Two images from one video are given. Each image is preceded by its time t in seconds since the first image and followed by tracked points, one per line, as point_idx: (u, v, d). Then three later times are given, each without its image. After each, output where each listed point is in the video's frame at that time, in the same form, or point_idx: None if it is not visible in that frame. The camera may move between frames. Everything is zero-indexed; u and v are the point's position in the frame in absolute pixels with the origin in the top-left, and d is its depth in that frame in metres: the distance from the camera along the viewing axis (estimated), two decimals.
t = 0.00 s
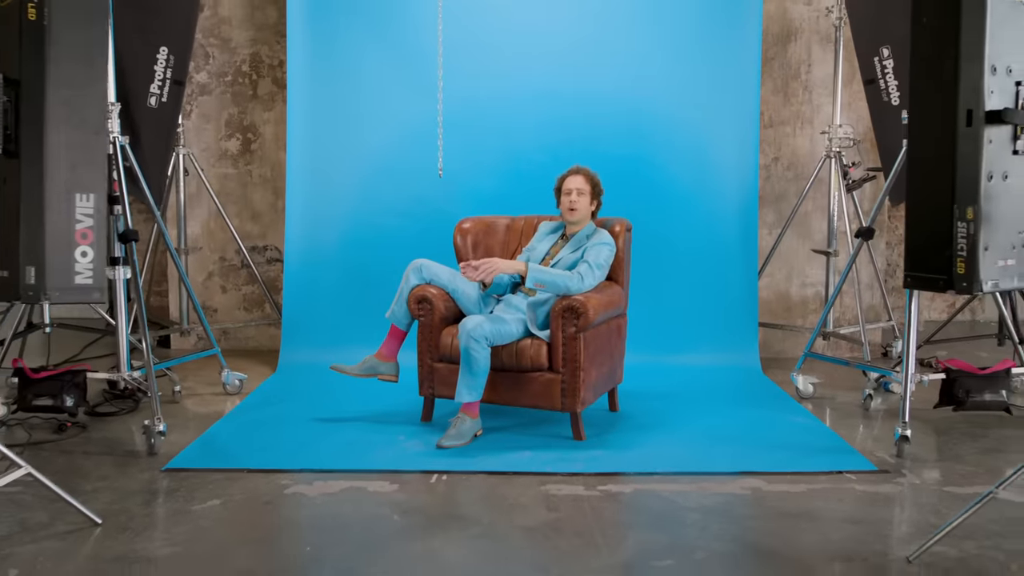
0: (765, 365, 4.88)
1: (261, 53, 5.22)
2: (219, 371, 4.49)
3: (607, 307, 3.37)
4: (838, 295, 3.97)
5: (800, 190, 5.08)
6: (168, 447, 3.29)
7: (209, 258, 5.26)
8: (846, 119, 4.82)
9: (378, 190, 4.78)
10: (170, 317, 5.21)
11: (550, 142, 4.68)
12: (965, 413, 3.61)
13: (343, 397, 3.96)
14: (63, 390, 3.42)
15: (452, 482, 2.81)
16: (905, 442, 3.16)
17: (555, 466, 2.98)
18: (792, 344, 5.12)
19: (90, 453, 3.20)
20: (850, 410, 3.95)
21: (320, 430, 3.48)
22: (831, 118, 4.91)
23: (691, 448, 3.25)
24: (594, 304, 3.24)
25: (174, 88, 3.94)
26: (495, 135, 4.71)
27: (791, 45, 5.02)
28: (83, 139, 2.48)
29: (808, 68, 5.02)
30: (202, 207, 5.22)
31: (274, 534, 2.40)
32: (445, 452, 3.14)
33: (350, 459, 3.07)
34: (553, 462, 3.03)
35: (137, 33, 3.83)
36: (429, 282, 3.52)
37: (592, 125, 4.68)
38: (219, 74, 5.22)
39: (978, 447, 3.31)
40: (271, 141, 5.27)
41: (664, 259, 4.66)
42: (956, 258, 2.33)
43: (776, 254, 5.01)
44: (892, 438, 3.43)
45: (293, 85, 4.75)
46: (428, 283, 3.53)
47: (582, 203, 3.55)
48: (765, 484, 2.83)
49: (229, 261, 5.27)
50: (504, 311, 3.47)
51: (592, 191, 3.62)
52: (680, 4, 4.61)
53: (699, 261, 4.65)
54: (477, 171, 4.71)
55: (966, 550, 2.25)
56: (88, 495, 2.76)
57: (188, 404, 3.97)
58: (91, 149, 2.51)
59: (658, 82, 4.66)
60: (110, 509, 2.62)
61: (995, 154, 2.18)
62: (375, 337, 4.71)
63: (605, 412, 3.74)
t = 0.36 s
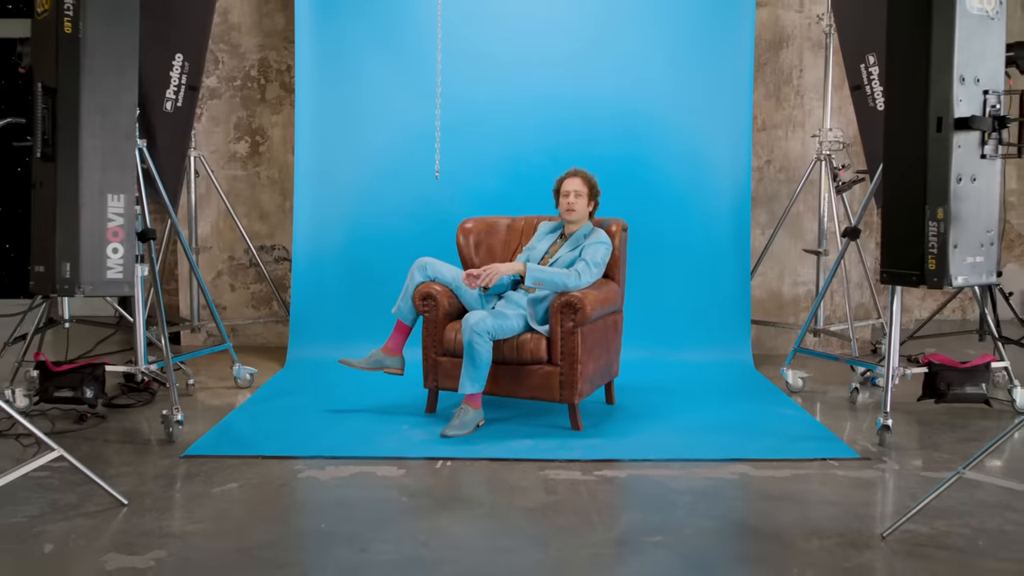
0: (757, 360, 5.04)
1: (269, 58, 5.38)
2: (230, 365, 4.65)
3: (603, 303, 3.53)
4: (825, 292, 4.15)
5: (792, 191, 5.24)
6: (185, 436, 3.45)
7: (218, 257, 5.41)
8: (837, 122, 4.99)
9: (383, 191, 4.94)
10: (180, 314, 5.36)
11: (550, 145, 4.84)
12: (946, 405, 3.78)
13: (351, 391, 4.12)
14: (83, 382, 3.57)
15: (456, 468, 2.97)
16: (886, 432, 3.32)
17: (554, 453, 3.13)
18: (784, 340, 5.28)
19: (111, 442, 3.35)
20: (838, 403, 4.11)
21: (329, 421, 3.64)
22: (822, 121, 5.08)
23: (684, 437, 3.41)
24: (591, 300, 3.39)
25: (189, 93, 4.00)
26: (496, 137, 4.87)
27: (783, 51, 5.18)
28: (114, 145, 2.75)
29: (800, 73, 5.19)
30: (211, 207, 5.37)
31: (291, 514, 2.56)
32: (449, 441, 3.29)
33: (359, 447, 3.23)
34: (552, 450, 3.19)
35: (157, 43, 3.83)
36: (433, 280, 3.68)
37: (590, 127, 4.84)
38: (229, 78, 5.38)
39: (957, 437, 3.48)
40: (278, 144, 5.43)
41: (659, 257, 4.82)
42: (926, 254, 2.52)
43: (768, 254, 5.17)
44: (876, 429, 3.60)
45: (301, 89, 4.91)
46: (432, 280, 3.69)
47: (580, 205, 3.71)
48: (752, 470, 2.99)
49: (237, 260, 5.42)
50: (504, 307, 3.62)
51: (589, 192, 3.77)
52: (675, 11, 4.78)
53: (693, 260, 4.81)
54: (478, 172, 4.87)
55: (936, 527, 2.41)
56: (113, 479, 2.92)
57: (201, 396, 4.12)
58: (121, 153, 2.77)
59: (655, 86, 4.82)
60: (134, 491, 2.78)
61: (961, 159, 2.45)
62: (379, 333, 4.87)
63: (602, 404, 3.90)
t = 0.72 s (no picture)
0: (750, 357, 5.20)
1: (277, 64, 5.55)
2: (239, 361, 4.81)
3: (600, 300, 3.69)
4: (814, 289, 4.33)
5: (784, 193, 5.40)
6: (200, 427, 3.61)
7: (227, 256, 5.57)
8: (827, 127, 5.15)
9: (388, 191, 5.10)
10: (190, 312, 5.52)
11: (549, 148, 5.00)
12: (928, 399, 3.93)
13: (357, 384, 4.28)
14: (102, 375, 3.73)
15: (459, 455, 3.14)
16: (868, 422, 3.49)
17: (553, 442, 3.30)
18: (776, 338, 5.44)
19: (130, 432, 3.52)
20: (826, 397, 4.27)
21: (337, 412, 3.80)
22: (813, 125, 5.24)
23: (677, 427, 3.58)
24: (588, 297, 3.56)
25: (202, 98, 4.10)
26: (497, 140, 5.03)
27: (775, 57, 5.35)
28: (141, 149, 2.89)
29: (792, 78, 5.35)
30: (220, 208, 5.53)
31: (305, 495, 2.73)
32: (452, 431, 3.46)
33: (367, 436, 3.39)
34: (551, 438, 3.35)
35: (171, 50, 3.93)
36: (437, 278, 3.84)
37: (587, 130, 5.00)
38: (238, 83, 5.54)
39: (937, 428, 3.64)
40: (286, 146, 5.59)
41: (656, 256, 4.98)
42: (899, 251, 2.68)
43: (761, 254, 5.33)
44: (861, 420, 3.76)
45: (309, 93, 5.07)
46: (436, 278, 3.85)
47: (577, 207, 3.88)
48: (740, 457, 3.16)
49: (245, 259, 5.59)
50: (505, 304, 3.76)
51: (586, 194, 3.93)
52: (670, 19, 4.94)
53: (688, 259, 4.97)
54: (480, 173, 5.04)
55: (910, 507, 2.58)
56: (135, 465, 3.08)
57: (213, 390, 4.29)
58: (148, 157, 2.91)
59: (650, 91, 4.98)
60: (156, 476, 2.95)
61: (933, 163, 2.61)
62: (384, 330, 5.04)
63: (599, 397, 4.07)
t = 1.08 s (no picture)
0: (744, 352, 5.37)
1: (285, 68, 5.72)
2: (249, 356, 4.98)
3: (597, 296, 3.86)
4: (803, 287, 4.50)
5: (776, 194, 5.57)
6: (215, 417, 3.78)
7: (236, 255, 5.74)
8: (818, 130, 5.32)
9: (392, 192, 5.27)
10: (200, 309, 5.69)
11: (548, 150, 5.17)
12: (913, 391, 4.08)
13: (364, 377, 4.45)
14: (120, 367, 3.90)
15: (463, 442, 3.31)
16: (853, 412, 3.66)
17: (552, 431, 3.46)
18: (769, 335, 5.61)
19: (149, 422, 3.69)
20: (815, 391, 4.43)
21: (345, 404, 3.97)
22: (804, 129, 5.41)
23: (671, 417, 3.75)
24: (586, 293, 3.72)
25: (217, 103, 4.23)
26: (497, 142, 5.20)
27: (768, 62, 5.51)
28: (167, 151, 2.89)
29: (784, 83, 5.53)
30: (230, 209, 5.69)
31: (318, 479, 2.90)
32: (456, 421, 3.62)
33: (375, 426, 3.56)
34: (550, 428, 3.52)
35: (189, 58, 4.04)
36: (441, 275, 4.01)
37: (585, 133, 5.17)
38: (247, 87, 5.70)
39: (919, 418, 3.81)
40: (293, 149, 5.76)
41: (651, 254, 5.15)
42: (878, 249, 2.85)
43: (754, 253, 5.50)
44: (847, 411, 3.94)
45: (316, 97, 5.24)
46: (440, 275, 4.01)
47: (574, 207, 4.05)
48: (730, 444, 3.33)
49: (254, 258, 5.75)
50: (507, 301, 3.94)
51: (583, 195, 4.10)
52: (665, 26, 5.11)
53: (683, 256, 5.14)
54: (481, 174, 5.20)
55: (887, 489, 2.75)
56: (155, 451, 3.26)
57: (225, 383, 4.46)
58: (173, 159, 2.90)
59: (646, 95, 5.15)
60: (176, 461, 3.12)
61: (908, 166, 2.77)
62: (388, 327, 5.20)
63: (596, 390, 4.24)
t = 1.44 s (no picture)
0: (737, 347, 5.54)
1: (293, 72, 5.89)
2: (259, 351, 5.16)
3: (595, 292, 4.04)
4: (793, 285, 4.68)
5: (770, 194, 5.74)
6: (229, 407, 3.96)
7: (245, 254, 5.91)
8: (809, 132, 5.49)
9: (397, 192, 5.44)
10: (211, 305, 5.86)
11: (547, 152, 5.34)
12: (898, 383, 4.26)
13: (371, 371, 4.62)
14: (138, 360, 4.07)
15: (467, 430, 3.48)
16: (839, 402, 3.84)
17: (552, 420, 3.64)
18: (762, 330, 5.78)
19: (167, 412, 3.86)
20: (805, 383, 4.61)
21: (354, 395, 4.14)
22: (797, 131, 5.58)
23: (665, 407, 3.92)
24: (584, 289, 3.90)
25: (229, 106, 4.39)
26: (499, 143, 5.37)
27: (762, 66, 5.69)
28: (189, 153, 2.98)
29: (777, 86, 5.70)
30: (239, 208, 5.86)
31: (331, 463, 3.08)
32: (460, 410, 3.79)
33: (383, 415, 3.74)
34: (550, 417, 3.70)
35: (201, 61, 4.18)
36: (445, 272, 4.19)
37: (584, 134, 5.35)
38: (256, 90, 5.87)
39: (903, 409, 3.99)
40: (301, 150, 5.94)
41: (648, 252, 5.32)
42: (858, 245, 3.02)
43: (748, 252, 5.67)
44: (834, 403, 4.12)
45: (323, 100, 5.42)
46: (444, 272, 4.19)
47: (573, 206, 4.22)
48: (721, 432, 3.50)
49: (262, 257, 5.93)
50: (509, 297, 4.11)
51: (581, 195, 4.28)
52: (661, 31, 5.29)
53: (678, 254, 5.31)
54: (483, 174, 5.37)
55: (866, 472, 2.92)
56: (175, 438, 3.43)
57: (237, 376, 4.64)
58: (196, 160, 3.00)
59: (643, 97, 5.32)
60: (196, 448, 3.29)
61: (886, 168, 2.94)
62: (392, 323, 5.38)
63: (595, 382, 4.41)
